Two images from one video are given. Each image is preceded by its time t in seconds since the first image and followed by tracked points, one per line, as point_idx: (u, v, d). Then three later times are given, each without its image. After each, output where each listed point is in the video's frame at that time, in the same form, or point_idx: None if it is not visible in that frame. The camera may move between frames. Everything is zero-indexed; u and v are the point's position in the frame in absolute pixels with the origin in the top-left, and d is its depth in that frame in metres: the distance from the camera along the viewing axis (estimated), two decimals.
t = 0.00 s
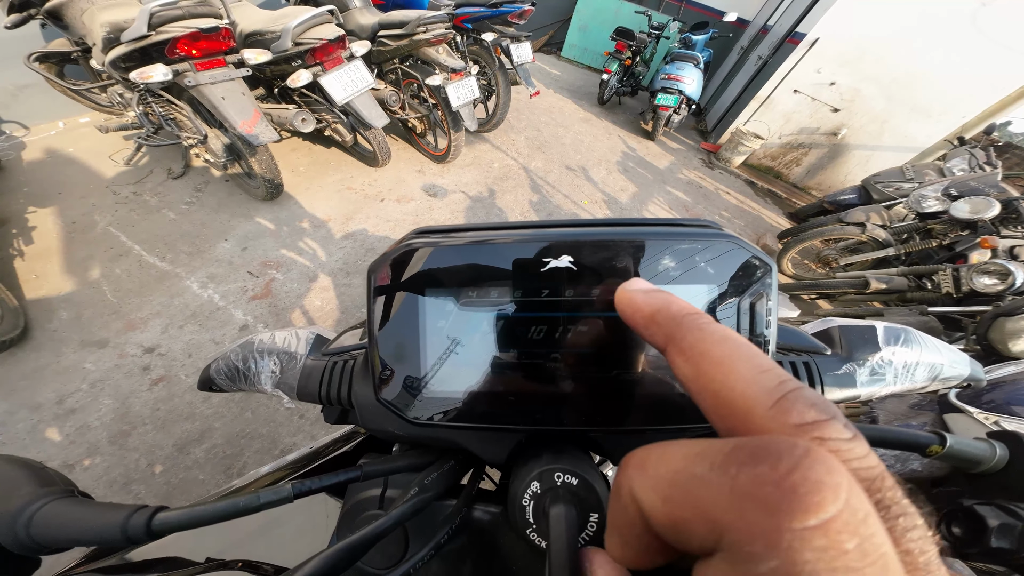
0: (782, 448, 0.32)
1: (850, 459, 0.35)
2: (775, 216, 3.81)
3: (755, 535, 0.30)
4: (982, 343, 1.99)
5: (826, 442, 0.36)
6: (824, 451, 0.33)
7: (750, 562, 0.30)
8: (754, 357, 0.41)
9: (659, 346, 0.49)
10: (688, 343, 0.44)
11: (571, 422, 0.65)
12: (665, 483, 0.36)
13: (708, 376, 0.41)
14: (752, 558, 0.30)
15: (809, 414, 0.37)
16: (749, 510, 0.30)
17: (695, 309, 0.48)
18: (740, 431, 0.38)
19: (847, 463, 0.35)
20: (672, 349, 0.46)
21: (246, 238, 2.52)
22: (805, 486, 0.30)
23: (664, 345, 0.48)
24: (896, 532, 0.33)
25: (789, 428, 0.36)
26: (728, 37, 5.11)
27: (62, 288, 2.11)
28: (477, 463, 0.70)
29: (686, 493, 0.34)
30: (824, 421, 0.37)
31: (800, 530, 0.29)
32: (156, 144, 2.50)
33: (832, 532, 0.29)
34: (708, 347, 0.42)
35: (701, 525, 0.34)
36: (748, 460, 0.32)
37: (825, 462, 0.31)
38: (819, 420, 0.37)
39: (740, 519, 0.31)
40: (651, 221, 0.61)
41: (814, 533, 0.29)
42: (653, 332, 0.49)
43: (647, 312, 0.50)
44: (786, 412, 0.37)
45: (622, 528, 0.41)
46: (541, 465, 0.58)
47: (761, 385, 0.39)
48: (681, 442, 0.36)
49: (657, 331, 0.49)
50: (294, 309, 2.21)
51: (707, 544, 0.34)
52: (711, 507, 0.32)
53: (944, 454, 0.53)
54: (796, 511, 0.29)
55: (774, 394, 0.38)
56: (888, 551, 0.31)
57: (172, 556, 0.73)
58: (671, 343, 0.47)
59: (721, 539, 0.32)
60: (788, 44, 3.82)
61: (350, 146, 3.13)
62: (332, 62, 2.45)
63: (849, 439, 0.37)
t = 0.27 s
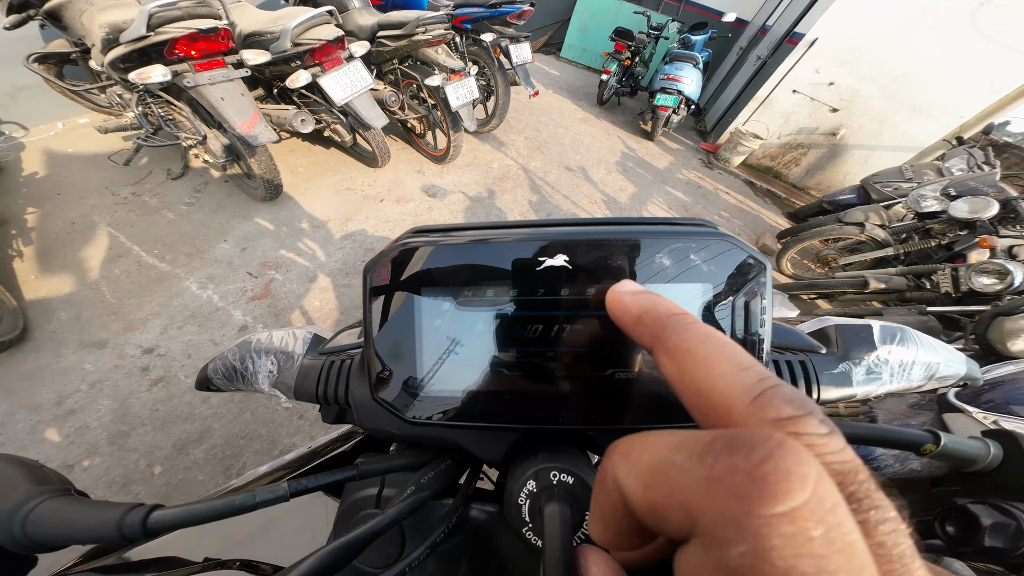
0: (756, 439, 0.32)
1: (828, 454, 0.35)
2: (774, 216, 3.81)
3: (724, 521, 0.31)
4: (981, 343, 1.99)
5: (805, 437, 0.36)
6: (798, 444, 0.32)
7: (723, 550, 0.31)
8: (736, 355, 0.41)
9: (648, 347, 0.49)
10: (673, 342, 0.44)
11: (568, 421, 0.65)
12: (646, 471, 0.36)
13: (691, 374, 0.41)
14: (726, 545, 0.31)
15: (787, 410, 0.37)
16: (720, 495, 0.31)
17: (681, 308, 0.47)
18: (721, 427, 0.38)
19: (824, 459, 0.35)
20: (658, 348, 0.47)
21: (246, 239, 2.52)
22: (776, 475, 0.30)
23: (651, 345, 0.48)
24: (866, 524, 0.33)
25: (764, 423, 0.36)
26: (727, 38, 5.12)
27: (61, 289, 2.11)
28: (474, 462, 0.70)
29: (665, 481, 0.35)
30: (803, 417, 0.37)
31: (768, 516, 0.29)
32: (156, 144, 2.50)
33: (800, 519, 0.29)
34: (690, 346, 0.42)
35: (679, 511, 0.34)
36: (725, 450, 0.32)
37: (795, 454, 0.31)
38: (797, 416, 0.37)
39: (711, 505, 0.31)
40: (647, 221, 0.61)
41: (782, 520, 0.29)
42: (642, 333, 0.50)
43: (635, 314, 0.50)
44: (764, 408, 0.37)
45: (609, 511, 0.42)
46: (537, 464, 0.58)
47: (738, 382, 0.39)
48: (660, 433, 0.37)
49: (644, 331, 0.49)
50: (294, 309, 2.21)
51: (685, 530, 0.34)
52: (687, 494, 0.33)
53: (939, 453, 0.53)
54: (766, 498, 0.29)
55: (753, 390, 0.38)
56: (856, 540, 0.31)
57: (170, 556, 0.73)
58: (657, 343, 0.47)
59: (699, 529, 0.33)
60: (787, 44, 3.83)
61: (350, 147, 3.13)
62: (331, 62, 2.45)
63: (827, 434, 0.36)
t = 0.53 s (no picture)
0: (729, 440, 0.32)
1: (801, 453, 0.36)
2: (773, 217, 3.82)
3: (705, 522, 0.31)
4: (980, 343, 1.99)
5: (780, 437, 0.37)
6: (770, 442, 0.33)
7: (701, 547, 0.31)
8: (715, 362, 0.41)
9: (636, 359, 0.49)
10: (661, 353, 0.44)
11: (568, 421, 0.65)
12: (631, 478, 0.37)
13: (674, 382, 0.42)
14: (703, 543, 0.31)
15: (763, 413, 0.38)
16: (695, 495, 0.32)
17: (668, 322, 0.48)
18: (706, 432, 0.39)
19: (797, 456, 0.36)
20: (646, 360, 0.46)
21: (245, 239, 2.53)
22: (747, 475, 0.30)
23: (640, 357, 0.48)
24: (842, 520, 0.34)
25: (743, 426, 0.37)
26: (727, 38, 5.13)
27: (61, 290, 2.12)
28: (475, 463, 0.70)
29: (650, 485, 0.35)
30: (778, 419, 0.38)
31: (744, 512, 0.30)
32: (156, 145, 2.50)
33: (768, 515, 0.30)
34: (676, 354, 0.43)
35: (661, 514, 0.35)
36: (703, 453, 0.32)
37: (768, 453, 0.31)
38: (773, 417, 0.38)
39: (696, 508, 0.32)
40: (646, 223, 0.62)
41: (752, 517, 0.30)
42: (632, 347, 0.49)
43: (626, 328, 0.51)
44: (743, 411, 0.38)
45: (602, 526, 0.41)
46: (538, 464, 0.58)
47: (719, 389, 0.39)
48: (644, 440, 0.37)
49: (634, 344, 0.49)
50: (294, 310, 2.22)
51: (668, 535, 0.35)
52: (671, 499, 0.33)
53: (934, 453, 0.53)
54: (740, 494, 0.30)
55: (733, 396, 0.39)
56: (830, 537, 0.31)
57: (171, 556, 0.74)
58: (646, 354, 0.47)
59: (681, 530, 0.33)
60: (786, 45, 3.84)
61: (350, 148, 3.13)
62: (331, 63, 2.45)
63: (801, 435, 0.37)
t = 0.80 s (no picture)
0: (719, 437, 0.32)
1: (791, 451, 0.35)
2: (773, 217, 3.82)
3: (696, 520, 0.31)
4: (979, 344, 1.99)
5: (770, 436, 0.35)
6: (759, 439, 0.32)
7: (695, 548, 0.31)
8: (705, 360, 0.41)
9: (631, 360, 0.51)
10: (653, 355, 0.45)
11: (567, 421, 0.65)
12: (627, 476, 0.37)
13: (667, 381, 0.42)
14: (697, 543, 0.31)
15: (755, 411, 0.37)
16: (690, 492, 0.31)
17: (659, 323, 0.49)
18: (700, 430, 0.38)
19: (786, 454, 0.35)
20: (639, 361, 0.47)
21: (245, 240, 2.52)
22: (736, 473, 0.30)
23: (633, 357, 0.49)
24: (840, 519, 0.34)
25: (736, 424, 0.36)
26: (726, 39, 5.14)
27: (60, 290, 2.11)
28: (474, 463, 0.70)
29: (645, 484, 0.35)
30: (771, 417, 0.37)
31: (734, 512, 0.29)
32: (155, 145, 2.50)
33: (761, 516, 0.29)
34: (667, 354, 0.43)
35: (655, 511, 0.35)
36: (694, 451, 0.32)
37: (759, 453, 0.30)
38: (766, 415, 0.37)
39: (688, 508, 0.32)
40: (644, 223, 0.62)
41: (744, 517, 0.29)
42: (625, 347, 0.51)
43: (618, 328, 0.53)
44: (733, 410, 0.37)
45: (592, 513, 0.42)
46: (536, 464, 0.58)
47: (709, 386, 0.39)
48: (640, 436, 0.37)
49: (627, 344, 0.51)
50: (293, 310, 2.21)
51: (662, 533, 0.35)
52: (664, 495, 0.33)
53: (933, 453, 0.53)
54: (728, 495, 0.30)
55: (722, 395, 0.38)
56: (823, 536, 0.31)
57: (170, 556, 0.74)
58: (639, 355, 0.48)
59: (674, 530, 0.33)
60: (786, 46, 3.84)
61: (349, 148, 3.13)
62: (331, 63, 2.45)
63: (794, 433, 0.36)
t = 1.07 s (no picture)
0: (781, 454, 0.31)
1: (852, 461, 0.36)
2: (772, 218, 3.82)
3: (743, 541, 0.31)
4: (978, 344, 1.99)
5: (828, 444, 0.36)
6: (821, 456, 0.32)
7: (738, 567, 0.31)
8: (752, 356, 0.41)
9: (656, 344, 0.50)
10: (687, 341, 0.45)
11: (567, 421, 0.65)
12: (655, 475, 0.37)
13: (707, 377, 0.42)
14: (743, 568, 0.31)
15: (810, 415, 0.37)
16: (742, 519, 0.30)
17: (693, 307, 0.48)
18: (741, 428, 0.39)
19: (846, 466, 0.36)
20: (670, 346, 0.47)
21: (245, 240, 2.53)
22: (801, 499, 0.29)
23: (662, 342, 0.49)
24: (894, 535, 0.33)
25: (787, 429, 0.37)
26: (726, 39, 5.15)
27: (60, 290, 2.11)
28: (474, 463, 0.71)
29: (681, 491, 0.35)
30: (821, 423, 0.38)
31: (792, 546, 0.29)
32: (155, 145, 2.50)
33: (826, 548, 0.29)
34: (708, 344, 0.43)
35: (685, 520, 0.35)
36: (744, 467, 0.32)
37: (824, 473, 0.30)
38: (822, 419, 0.38)
39: (733, 527, 0.31)
40: (645, 224, 0.62)
41: (809, 550, 0.28)
42: (651, 330, 0.50)
43: (645, 310, 0.51)
44: (787, 413, 0.38)
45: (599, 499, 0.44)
46: (537, 464, 0.59)
47: (756, 385, 0.39)
48: (680, 437, 0.37)
49: (655, 328, 0.50)
50: (293, 310, 2.22)
51: (692, 541, 0.35)
52: (702, 508, 0.33)
53: (931, 453, 0.53)
54: (793, 527, 0.29)
55: (775, 394, 0.39)
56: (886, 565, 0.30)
57: (170, 556, 0.74)
58: (670, 339, 0.47)
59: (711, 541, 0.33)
60: (786, 46, 3.85)
61: (349, 148, 3.13)
62: (331, 63, 2.45)
63: (851, 440, 0.38)
